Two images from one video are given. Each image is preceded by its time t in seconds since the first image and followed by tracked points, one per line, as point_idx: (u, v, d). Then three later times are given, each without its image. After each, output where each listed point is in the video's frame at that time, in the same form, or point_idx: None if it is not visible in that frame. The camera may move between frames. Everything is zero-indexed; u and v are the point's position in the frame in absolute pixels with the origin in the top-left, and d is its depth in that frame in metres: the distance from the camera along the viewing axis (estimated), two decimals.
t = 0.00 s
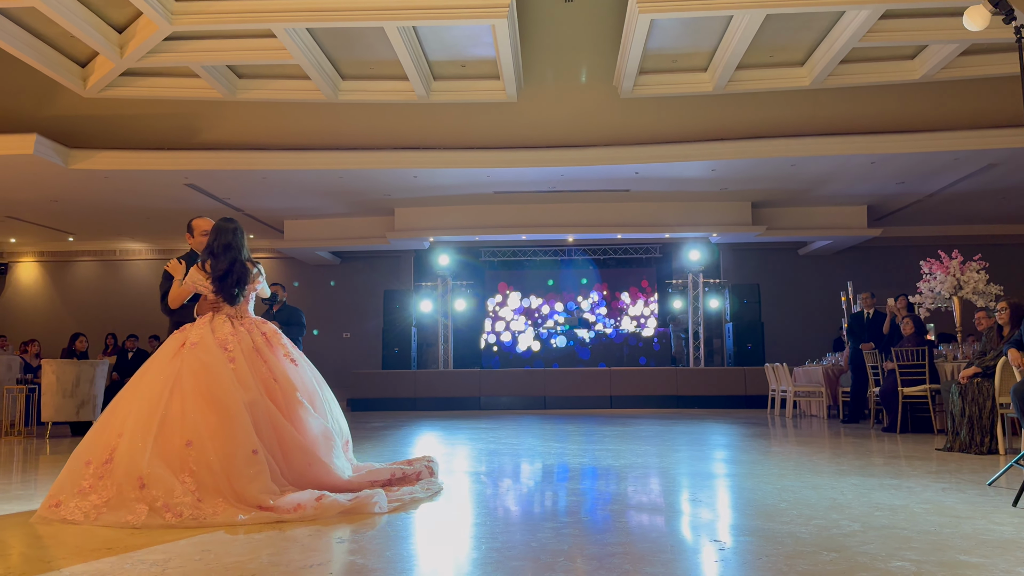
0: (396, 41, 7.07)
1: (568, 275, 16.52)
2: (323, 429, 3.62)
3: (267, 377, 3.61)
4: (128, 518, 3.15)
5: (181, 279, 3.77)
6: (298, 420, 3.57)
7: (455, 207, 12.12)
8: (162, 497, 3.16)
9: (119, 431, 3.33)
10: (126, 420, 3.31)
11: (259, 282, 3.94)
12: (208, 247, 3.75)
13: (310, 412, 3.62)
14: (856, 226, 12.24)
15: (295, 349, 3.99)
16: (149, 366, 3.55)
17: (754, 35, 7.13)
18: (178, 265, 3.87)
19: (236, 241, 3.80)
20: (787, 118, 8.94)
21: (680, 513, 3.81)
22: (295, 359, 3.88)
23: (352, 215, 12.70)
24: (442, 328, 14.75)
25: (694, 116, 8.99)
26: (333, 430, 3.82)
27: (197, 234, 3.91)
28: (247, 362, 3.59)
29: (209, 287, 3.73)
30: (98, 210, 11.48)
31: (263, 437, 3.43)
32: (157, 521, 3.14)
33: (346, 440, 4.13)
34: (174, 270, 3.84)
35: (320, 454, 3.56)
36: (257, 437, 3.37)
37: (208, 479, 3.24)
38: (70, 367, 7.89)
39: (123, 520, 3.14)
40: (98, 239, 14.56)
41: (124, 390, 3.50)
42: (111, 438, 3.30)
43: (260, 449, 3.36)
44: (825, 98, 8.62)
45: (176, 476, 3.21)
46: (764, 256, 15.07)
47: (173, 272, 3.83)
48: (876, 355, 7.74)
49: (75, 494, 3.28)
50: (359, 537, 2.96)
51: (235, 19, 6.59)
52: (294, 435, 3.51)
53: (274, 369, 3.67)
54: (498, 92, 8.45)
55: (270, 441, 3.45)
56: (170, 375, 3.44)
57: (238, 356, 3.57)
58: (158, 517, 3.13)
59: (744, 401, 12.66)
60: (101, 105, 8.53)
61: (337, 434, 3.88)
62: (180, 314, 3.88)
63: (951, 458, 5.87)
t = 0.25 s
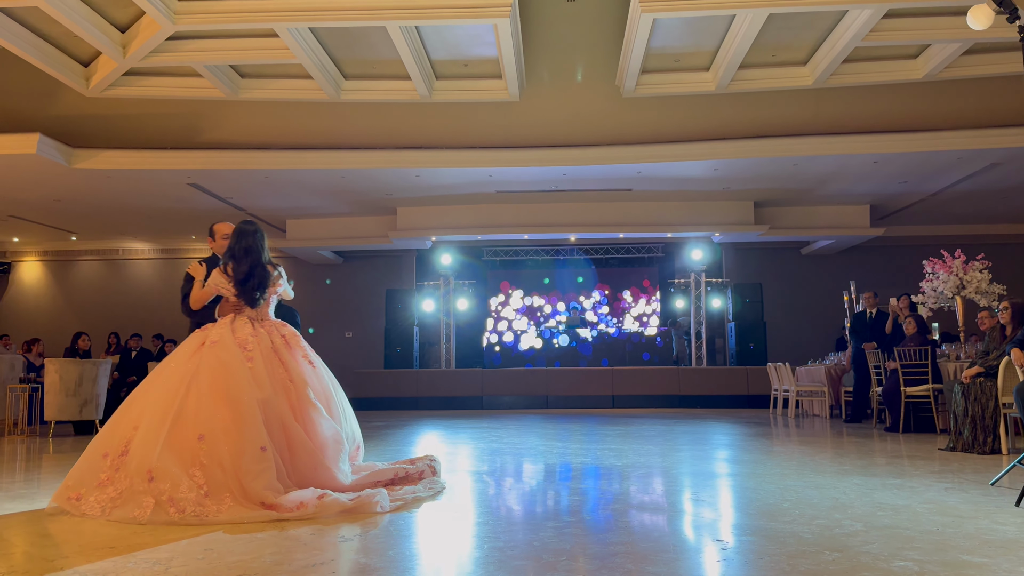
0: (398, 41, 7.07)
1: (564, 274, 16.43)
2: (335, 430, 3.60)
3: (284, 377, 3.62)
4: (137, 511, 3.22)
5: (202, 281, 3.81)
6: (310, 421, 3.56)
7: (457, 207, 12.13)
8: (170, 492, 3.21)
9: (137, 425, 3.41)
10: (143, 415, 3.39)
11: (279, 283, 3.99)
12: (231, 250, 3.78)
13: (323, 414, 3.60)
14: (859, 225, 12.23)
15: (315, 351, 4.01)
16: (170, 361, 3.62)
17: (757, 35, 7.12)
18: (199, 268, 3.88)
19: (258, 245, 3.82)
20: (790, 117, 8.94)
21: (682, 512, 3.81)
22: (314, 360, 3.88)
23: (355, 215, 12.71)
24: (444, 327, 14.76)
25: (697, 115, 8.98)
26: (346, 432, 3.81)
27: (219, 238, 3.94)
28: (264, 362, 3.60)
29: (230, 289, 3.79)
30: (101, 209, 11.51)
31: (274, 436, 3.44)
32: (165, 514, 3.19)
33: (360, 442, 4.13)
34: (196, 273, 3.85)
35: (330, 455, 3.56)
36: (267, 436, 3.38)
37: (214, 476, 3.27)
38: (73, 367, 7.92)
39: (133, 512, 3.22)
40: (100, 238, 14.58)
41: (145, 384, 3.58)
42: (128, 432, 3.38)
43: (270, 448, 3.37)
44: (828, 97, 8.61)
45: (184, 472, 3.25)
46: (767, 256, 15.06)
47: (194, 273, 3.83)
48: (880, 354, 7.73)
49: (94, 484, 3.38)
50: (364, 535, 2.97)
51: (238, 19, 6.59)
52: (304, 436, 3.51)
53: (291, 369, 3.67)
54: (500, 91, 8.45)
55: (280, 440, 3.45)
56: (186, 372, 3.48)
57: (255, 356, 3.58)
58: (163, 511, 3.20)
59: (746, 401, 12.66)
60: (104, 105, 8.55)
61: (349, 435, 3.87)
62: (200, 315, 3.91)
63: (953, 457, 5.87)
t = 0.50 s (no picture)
0: (400, 40, 7.07)
1: (569, 274, 16.36)
2: (351, 432, 3.59)
3: (305, 377, 3.62)
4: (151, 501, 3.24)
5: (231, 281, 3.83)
6: (326, 422, 3.56)
7: (459, 206, 12.14)
8: (183, 484, 3.23)
9: (160, 416, 3.45)
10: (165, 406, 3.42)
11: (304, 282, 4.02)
12: (259, 251, 3.78)
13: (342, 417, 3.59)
14: (861, 225, 12.22)
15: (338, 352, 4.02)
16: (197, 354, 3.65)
17: (759, 34, 7.11)
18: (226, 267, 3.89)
19: (284, 246, 3.83)
20: (792, 116, 8.93)
21: (684, 512, 3.80)
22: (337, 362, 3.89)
23: (356, 214, 12.72)
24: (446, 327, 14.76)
25: (699, 115, 8.99)
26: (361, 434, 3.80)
27: (247, 239, 3.88)
28: (288, 361, 3.61)
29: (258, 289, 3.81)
30: (103, 208, 11.51)
31: (290, 434, 3.44)
32: (176, 506, 3.21)
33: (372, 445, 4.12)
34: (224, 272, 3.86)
35: (343, 457, 3.55)
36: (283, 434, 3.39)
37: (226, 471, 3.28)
38: (75, 366, 7.92)
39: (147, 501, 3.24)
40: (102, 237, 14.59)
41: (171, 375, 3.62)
42: (152, 423, 3.43)
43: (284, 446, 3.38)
44: (831, 96, 8.61)
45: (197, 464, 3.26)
46: (769, 256, 15.06)
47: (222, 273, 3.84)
48: (880, 353, 7.73)
49: (114, 470, 3.42)
50: (366, 534, 2.97)
51: (240, 18, 6.59)
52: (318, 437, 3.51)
53: (313, 370, 3.68)
54: (502, 90, 8.45)
55: (294, 439, 3.46)
56: (210, 367, 3.50)
57: (279, 355, 3.59)
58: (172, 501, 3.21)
59: (748, 400, 12.66)
60: (106, 104, 8.55)
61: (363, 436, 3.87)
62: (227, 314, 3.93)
63: (955, 457, 5.87)
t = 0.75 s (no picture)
0: (401, 39, 7.07)
1: (571, 274, 16.36)
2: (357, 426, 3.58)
3: (309, 374, 3.63)
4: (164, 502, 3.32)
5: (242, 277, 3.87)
6: (332, 419, 3.56)
7: (460, 206, 12.14)
8: (192, 485, 3.29)
9: (172, 419, 3.51)
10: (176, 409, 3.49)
11: (315, 281, 4.01)
12: (269, 248, 3.80)
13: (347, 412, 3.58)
14: (863, 224, 12.21)
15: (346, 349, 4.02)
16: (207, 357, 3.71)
17: (760, 33, 7.11)
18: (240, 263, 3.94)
19: (295, 246, 3.83)
20: (793, 116, 8.93)
21: (685, 511, 3.80)
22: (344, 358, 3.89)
23: (357, 213, 12.73)
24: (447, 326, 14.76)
25: (699, 114, 8.98)
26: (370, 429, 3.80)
27: (259, 238, 3.92)
28: (291, 359, 3.62)
29: (265, 287, 3.83)
30: (104, 207, 11.51)
31: (294, 431, 3.45)
32: (187, 506, 3.27)
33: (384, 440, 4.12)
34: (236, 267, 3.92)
35: (349, 452, 3.54)
36: (288, 431, 3.40)
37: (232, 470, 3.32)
38: (76, 365, 7.92)
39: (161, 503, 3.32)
40: (104, 237, 14.61)
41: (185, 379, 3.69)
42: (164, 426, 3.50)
43: (290, 444, 3.40)
44: (832, 96, 8.60)
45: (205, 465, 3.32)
46: (770, 255, 15.06)
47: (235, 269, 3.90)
48: (881, 353, 7.73)
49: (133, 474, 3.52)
50: (367, 534, 2.97)
51: (240, 17, 6.59)
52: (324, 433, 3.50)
53: (318, 366, 3.68)
54: (503, 90, 8.45)
55: (300, 436, 3.46)
56: (217, 368, 3.55)
57: (283, 354, 3.60)
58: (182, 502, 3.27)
59: (748, 400, 12.66)
60: (107, 103, 8.56)
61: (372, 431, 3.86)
62: (237, 309, 3.99)
63: (956, 456, 5.86)
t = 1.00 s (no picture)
0: (401, 38, 7.06)
1: (579, 274, 16.32)
2: (351, 422, 3.59)
3: (300, 374, 3.66)
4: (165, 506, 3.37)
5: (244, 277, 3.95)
6: (326, 417, 3.57)
7: (460, 205, 12.14)
8: (191, 488, 3.34)
9: (170, 425, 3.55)
10: (174, 415, 3.54)
11: (315, 283, 4.05)
12: (270, 248, 3.86)
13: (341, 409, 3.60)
14: (863, 224, 12.21)
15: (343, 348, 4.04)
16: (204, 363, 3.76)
17: (761, 32, 7.10)
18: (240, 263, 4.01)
19: (296, 247, 3.89)
20: (794, 115, 8.93)
21: (686, 511, 3.80)
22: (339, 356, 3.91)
23: (358, 213, 12.73)
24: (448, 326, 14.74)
25: (700, 113, 8.98)
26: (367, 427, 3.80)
27: (259, 239, 3.94)
28: (282, 360, 3.66)
29: (263, 285, 3.92)
30: (105, 207, 11.51)
31: (289, 431, 3.48)
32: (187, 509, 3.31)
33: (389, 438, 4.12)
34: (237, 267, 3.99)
35: (346, 449, 3.55)
36: (283, 431, 3.44)
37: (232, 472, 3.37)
38: (76, 364, 7.92)
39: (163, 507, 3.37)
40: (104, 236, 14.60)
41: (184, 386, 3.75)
42: (163, 432, 3.55)
43: (285, 443, 3.43)
44: (833, 95, 8.60)
45: (205, 469, 3.37)
46: (770, 254, 15.05)
47: (235, 269, 3.97)
48: (881, 353, 7.73)
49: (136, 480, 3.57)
50: (366, 533, 2.96)
51: (240, 16, 6.58)
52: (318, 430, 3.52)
53: (310, 366, 3.71)
54: (503, 89, 8.44)
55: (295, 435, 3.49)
56: (212, 372, 3.60)
57: (273, 356, 3.65)
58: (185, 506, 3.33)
59: (749, 399, 12.65)
60: (108, 102, 8.55)
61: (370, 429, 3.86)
62: (236, 308, 4.06)
63: (956, 455, 5.86)
